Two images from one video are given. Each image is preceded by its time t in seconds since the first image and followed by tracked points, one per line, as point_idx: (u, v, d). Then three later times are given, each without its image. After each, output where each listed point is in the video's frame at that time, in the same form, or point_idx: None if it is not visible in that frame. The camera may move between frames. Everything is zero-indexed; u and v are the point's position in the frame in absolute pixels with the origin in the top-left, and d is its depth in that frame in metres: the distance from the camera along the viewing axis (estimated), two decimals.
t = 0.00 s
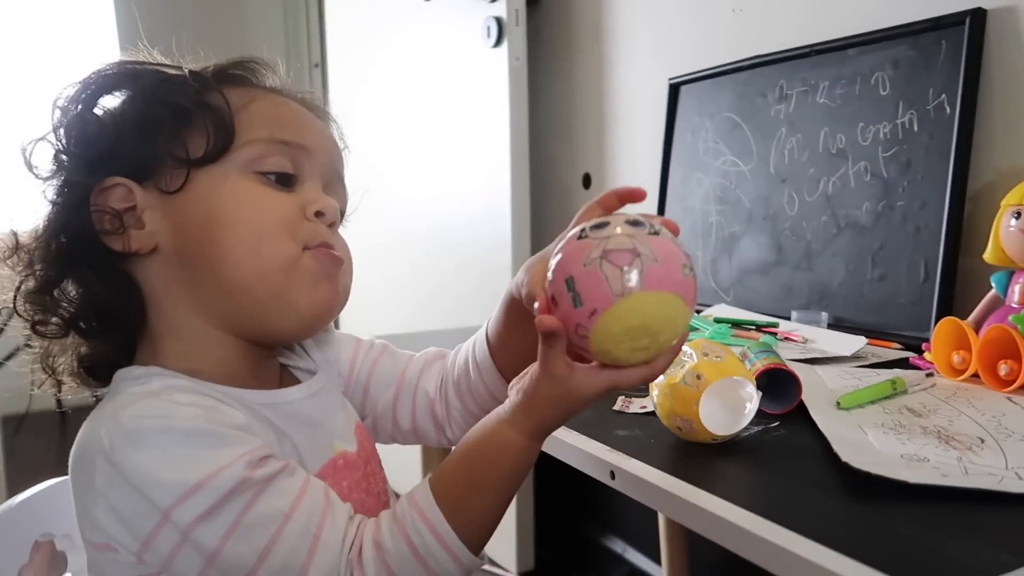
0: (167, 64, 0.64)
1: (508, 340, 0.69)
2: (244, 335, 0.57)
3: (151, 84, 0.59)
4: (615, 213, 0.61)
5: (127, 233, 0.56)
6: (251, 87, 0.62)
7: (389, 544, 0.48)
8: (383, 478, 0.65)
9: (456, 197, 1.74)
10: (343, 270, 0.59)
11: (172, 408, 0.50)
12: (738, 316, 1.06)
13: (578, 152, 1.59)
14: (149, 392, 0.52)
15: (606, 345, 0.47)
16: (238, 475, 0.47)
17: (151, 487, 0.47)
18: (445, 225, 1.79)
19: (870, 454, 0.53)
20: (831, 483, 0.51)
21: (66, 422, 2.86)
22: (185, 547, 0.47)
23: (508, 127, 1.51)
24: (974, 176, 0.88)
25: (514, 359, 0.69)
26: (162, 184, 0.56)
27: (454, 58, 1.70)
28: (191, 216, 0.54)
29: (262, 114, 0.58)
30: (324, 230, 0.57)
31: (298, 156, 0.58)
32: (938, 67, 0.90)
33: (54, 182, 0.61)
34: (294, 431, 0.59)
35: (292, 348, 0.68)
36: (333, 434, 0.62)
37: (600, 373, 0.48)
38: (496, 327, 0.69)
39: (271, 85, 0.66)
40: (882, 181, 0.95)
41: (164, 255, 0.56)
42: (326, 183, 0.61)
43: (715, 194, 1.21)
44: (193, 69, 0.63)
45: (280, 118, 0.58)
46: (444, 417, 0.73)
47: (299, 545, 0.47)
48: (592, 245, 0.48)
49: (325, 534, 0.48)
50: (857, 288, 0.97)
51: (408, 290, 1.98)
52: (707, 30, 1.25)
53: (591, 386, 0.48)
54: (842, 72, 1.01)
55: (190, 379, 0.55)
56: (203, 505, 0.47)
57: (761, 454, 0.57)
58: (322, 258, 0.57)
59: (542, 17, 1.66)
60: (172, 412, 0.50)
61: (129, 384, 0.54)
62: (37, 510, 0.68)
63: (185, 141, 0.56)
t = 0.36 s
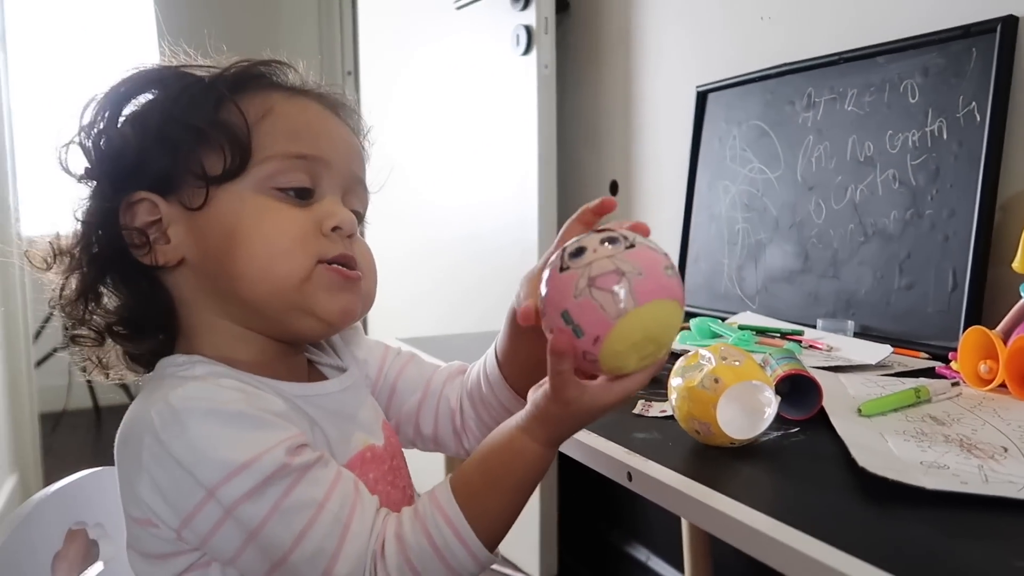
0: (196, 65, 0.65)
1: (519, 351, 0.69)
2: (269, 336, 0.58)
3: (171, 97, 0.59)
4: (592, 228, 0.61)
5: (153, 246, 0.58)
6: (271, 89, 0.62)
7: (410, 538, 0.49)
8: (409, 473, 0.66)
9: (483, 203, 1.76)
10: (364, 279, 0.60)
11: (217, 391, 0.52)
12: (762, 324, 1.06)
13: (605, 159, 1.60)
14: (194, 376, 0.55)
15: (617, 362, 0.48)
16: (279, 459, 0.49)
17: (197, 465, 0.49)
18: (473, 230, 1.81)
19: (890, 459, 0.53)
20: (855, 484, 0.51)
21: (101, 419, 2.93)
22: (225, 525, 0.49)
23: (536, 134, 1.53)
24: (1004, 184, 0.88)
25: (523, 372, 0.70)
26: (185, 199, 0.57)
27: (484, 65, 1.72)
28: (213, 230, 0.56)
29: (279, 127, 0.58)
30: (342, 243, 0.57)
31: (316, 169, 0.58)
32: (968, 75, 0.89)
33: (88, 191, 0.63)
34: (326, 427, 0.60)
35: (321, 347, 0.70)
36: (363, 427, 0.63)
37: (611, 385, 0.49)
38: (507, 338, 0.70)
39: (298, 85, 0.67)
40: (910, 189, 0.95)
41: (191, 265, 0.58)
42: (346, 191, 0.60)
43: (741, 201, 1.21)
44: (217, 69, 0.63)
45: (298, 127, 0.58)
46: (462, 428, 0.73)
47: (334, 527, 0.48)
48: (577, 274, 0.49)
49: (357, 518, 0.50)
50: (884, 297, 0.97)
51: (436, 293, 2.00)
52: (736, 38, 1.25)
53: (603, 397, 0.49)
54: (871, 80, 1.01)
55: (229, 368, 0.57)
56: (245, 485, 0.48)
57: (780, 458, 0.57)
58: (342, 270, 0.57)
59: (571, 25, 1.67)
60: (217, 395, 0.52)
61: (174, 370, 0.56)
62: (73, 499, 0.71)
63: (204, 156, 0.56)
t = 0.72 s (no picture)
0: (219, 65, 0.65)
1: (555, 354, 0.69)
2: (300, 340, 0.58)
3: (194, 99, 0.59)
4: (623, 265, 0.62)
5: (184, 254, 0.58)
6: (295, 87, 0.62)
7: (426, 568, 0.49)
8: (433, 488, 0.66)
9: (504, 208, 1.76)
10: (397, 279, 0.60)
11: (245, 394, 0.52)
12: (787, 331, 1.05)
13: (627, 164, 1.59)
14: (225, 377, 0.55)
15: (667, 400, 0.47)
16: (302, 473, 0.48)
17: (223, 470, 0.49)
18: (493, 235, 1.81)
19: (924, 471, 0.52)
20: (891, 497, 0.50)
21: (123, 421, 2.96)
22: (245, 532, 0.48)
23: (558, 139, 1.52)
24: None
25: (558, 375, 0.69)
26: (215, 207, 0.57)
27: (505, 70, 1.71)
28: (243, 236, 0.56)
29: (307, 128, 0.58)
30: (374, 244, 0.57)
31: (346, 171, 0.58)
32: (1001, 80, 0.87)
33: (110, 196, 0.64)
34: (351, 431, 0.60)
35: (347, 351, 0.70)
36: (388, 437, 0.63)
37: (650, 422, 0.48)
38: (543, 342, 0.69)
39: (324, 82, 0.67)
40: (941, 195, 0.93)
41: (221, 274, 0.58)
42: (375, 191, 0.60)
43: (766, 207, 1.20)
44: (240, 68, 0.63)
45: (330, 127, 0.58)
46: (494, 432, 0.73)
47: (350, 548, 0.48)
48: (622, 312, 0.48)
49: (375, 540, 0.49)
50: (913, 305, 0.95)
51: (456, 298, 2.00)
52: (761, 42, 1.24)
53: (640, 435, 0.48)
54: (900, 85, 0.99)
55: (259, 372, 0.57)
56: (266, 497, 0.48)
57: (811, 468, 0.56)
58: (376, 269, 0.57)
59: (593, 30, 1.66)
60: (245, 398, 0.52)
61: (206, 370, 0.57)
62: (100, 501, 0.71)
63: (231, 160, 0.56)
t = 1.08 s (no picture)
0: (229, 49, 0.64)
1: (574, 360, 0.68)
2: (312, 342, 0.58)
3: (203, 87, 0.58)
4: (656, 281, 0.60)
5: (195, 250, 0.57)
6: (310, 75, 0.61)
7: None
8: (445, 496, 0.65)
9: (513, 203, 1.75)
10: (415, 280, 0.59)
11: (250, 400, 0.52)
12: (803, 329, 1.03)
13: (639, 159, 1.58)
14: (234, 381, 0.54)
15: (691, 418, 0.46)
16: (307, 486, 0.47)
17: (226, 479, 0.48)
18: (503, 230, 1.80)
19: (953, 473, 0.51)
20: (918, 501, 0.49)
21: (131, 415, 2.96)
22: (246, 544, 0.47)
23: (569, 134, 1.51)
24: None
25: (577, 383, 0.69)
26: (229, 201, 0.56)
27: (515, 64, 1.70)
28: (258, 235, 0.55)
29: (324, 121, 0.57)
30: (393, 243, 0.56)
31: (365, 166, 0.57)
32: None
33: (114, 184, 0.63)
34: (364, 433, 0.59)
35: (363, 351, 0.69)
36: (403, 446, 0.62)
37: (671, 447, 0.47)
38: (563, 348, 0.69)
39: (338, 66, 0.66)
40: (961, 191, 0.92)
41: (234, 272, 0.57)
42: (394, 185, 0.59)
43: (781, 203, 1.18)
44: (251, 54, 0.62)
45: (348, 120, 0.57)
46: (511, 440, 0.72)
47: (353, 566, 0.47)
48: (643, 326, 0.47)
49: (380, 557, 0.48)
50: (931, 303, 0.94)
51: (465, 293, 1.99)
52: (777, 36, 1.22)
53: (659, 460, 0.47)
54: (919, 79, 0.98)
55: (270, 373, 0.56)
56: (269, 509, 0.47)
57: (835, 470, 0.55)
58: (394, 273, 0.56)
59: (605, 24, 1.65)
60: (250, 404, 0.51)
61: (214, 370, 0.56)
62: (109, 500, 0.70)
63: (246, 153, 0.55)
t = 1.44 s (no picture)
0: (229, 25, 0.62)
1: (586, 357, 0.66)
2: (316, 341, 0.56)
3: (203, 67, 0.56)
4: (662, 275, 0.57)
5: (193, 242, 0.55)
6: (315, 54, 0.58)
7: None
8: (450, 495, 0.63)
9: (515, 192, 1.72)
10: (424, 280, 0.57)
11: (244, 407, 0.49)
12: (813, 321, 1.02)
13: (642, 148, 1.55)
14: (229, 382, 0.52)
15: (704, 424, 0.43)
16: (303, 499, 0.45)
17: (218, 489, 0.46)
18: (504, 219, 1.77)
19: (984, 471, 0.49)
20: (947, 500, 0.47)
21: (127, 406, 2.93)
22: (240, 557, 0.46)
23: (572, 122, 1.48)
24: None
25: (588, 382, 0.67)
26: (228, 192, 0.54)
27: (517, 50, 1.68)
28: (260, 230, 0.52)
29: (333, 107, 0.54)
30: (403, 239, 0.54)
31: (374, 156, 0.54)
32: None
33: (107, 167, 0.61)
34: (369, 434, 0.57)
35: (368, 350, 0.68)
36: (409, 445, 0.60)
37: (684, 455, 0.45)
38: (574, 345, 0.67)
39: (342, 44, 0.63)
40: (977, 181, 0.90)
41: (234, 266, 0.55)
42: (405, 175, 0.57)
43: (789, 193, 1.16)
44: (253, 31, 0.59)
45: (357, 106, 0.55)
46: (518, 438, 0.70)
47: None
48: (643, 331, 0.44)
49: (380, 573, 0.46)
50: (945, 295, 0.92)
51: (466, 284, 1.97)
52: (786, 22, 1.20)
53: (670, 471, 0.45)
54: (934, 66, 0.95)
55: (269, 373, 0.54)
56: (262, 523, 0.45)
57: (859, 467, 0.53)
58: (404, 274, 0.54)
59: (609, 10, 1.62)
60: (245, 411, 0.48)
61: (209, 369, 0.54)
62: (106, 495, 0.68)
63: (248, 140, 0.53)
